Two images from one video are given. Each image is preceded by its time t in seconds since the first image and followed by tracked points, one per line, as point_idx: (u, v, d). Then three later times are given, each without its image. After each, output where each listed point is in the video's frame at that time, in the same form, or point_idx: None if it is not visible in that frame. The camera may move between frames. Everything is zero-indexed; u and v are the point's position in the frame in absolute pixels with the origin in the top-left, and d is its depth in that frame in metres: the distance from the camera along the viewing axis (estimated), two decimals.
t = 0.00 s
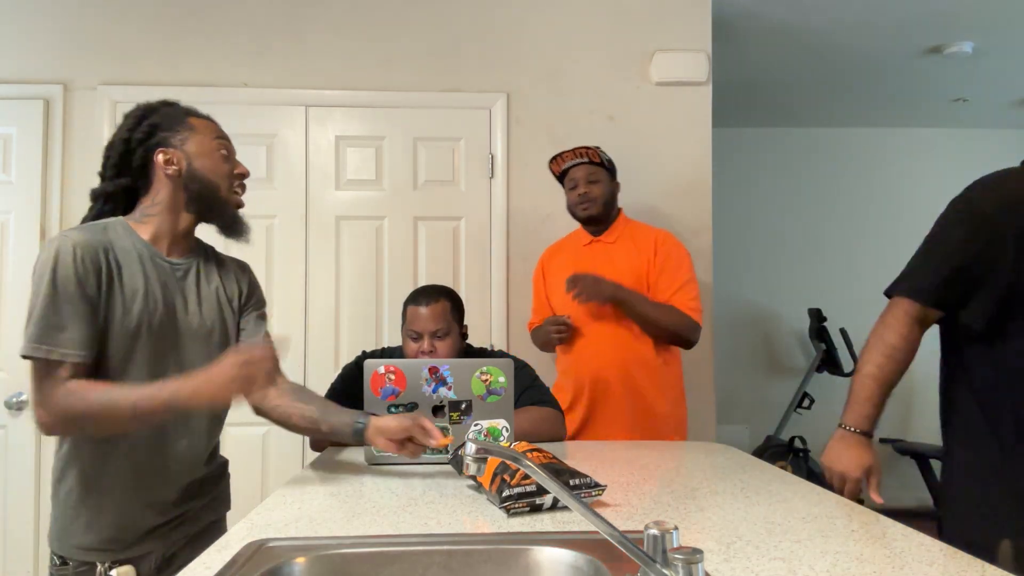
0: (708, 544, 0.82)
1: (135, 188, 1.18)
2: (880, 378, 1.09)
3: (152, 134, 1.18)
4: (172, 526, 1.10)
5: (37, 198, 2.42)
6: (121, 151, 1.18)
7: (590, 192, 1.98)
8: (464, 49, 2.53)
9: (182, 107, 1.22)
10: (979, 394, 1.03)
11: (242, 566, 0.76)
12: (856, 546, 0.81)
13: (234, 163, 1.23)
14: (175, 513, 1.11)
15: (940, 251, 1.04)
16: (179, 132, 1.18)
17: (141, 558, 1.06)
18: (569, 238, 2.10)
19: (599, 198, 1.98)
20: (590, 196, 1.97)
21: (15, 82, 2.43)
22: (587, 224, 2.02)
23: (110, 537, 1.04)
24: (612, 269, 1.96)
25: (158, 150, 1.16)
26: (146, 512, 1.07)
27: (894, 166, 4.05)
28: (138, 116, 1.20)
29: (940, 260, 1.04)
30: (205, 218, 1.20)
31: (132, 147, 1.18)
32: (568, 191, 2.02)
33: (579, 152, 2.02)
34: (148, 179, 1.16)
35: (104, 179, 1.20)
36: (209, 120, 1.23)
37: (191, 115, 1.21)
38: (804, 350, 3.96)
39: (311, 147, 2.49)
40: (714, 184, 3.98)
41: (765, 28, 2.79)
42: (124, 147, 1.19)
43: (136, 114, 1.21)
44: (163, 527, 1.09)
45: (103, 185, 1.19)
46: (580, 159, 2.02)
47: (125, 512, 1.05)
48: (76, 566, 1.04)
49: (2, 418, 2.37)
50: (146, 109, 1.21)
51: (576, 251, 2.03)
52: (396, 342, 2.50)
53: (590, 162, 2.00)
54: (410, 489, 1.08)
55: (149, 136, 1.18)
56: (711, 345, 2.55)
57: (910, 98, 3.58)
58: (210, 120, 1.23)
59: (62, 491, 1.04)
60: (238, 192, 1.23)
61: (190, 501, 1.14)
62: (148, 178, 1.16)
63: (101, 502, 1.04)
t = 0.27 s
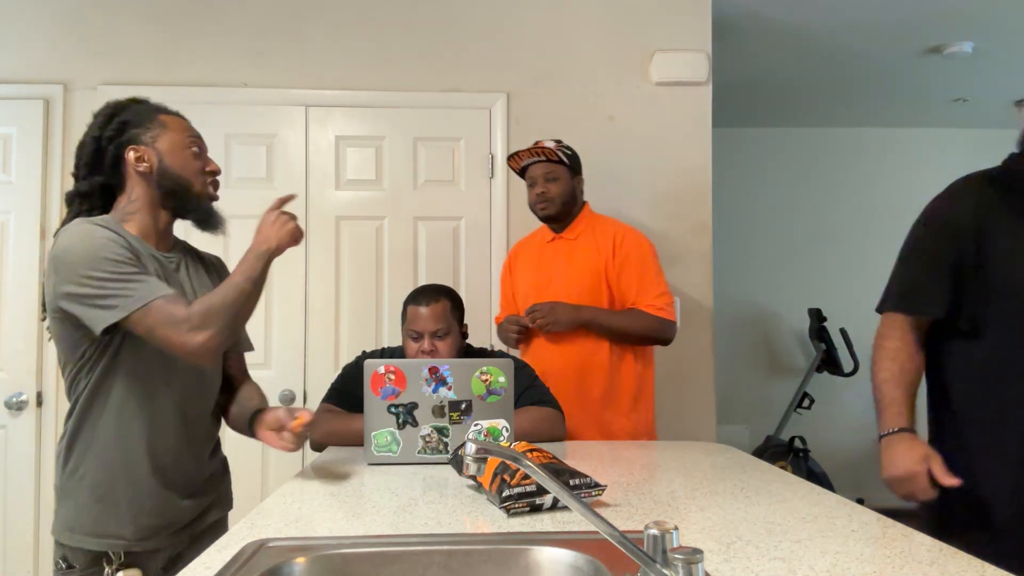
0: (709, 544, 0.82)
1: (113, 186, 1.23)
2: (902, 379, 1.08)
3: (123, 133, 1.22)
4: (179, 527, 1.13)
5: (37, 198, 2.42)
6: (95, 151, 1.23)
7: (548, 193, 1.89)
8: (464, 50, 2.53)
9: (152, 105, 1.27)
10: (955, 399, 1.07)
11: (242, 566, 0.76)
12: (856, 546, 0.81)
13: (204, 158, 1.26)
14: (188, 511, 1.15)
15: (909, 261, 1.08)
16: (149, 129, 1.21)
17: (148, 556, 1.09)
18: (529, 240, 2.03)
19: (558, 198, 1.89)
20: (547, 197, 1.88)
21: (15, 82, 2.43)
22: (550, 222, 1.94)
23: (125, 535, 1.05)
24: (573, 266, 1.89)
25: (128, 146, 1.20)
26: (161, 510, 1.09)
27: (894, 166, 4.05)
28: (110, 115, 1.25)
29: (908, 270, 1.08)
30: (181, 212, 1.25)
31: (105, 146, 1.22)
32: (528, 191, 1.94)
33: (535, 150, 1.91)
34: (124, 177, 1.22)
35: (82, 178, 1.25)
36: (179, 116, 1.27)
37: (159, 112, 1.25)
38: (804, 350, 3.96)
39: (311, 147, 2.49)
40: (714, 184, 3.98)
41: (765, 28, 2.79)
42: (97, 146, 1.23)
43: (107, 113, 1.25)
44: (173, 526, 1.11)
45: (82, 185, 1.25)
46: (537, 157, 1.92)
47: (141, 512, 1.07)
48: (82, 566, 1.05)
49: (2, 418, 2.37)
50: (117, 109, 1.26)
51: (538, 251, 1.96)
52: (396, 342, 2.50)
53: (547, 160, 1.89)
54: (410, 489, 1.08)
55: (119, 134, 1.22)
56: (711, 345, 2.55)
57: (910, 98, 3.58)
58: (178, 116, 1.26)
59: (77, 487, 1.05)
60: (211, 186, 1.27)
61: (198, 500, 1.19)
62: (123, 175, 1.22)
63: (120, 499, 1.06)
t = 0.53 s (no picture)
0: (709, 544, 0.82)
1: (108, 190, 1.25)
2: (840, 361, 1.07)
3: (120, 138, 1.24)
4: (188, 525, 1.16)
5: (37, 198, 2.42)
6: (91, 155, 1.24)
7: (523, 190, 1.87)
8: (464, 49, 2.53)
9: (149, 109, 1.28)
10: (901, 396, 1.06)
11: (241, 566, 0.76)
12: (856, 546, 0.81)
13: (201, 163, 1.28)
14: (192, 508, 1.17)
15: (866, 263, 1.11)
16: (146, 134, 1.23)
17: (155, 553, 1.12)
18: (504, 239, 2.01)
19: (532, 196, 1.88)
20: (522, 195, 1.87)
21: (15, 82, 2.43)
22: (523, 221, 1.93)
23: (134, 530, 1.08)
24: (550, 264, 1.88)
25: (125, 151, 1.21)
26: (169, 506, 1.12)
27: (894, 166, 4.05)
28: (107, 119, 1.26)
29: (850, 274, 1.10)
30: (177, 217, 1.27)
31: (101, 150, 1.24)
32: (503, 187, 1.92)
33: (510, 146, 1.89)
34: (120, 181, 1.23)
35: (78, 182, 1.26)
36: (176, 121, 1.28)
37: (156, 116, 1.26)
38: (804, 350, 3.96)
39: (311, 147, 2.49)
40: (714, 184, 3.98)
41: (764, 28, 2.79)
42: (93, 150, 1.24)
43: (104, 117, 1.27)
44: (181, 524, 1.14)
45: (77, 189, 1.26)
46: (512, 151, 1.91)
47: (148, 507, 1.10)
48: (90, 566, 1.08)
49: (2, 418, 2.37)
50: (114, 113, 1.27)
51: (515, 250, 1.95)
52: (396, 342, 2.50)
53: (522, 156, 1.88)
54: (410, 490, 1.08)
55: (116, 138, 1.24)
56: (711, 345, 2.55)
57: (910, 98, 3.58)
58: (176, 121, 1.28)
59: (85, 483, 1.08)
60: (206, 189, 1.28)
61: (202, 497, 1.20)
62: (119, 179, 1.23)
63: (128, 495, 1.09)
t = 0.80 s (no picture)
0: (709, 544, 0.82)
1: (121, 189, 1.26)
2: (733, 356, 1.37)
3: (136, 138, 1.25)
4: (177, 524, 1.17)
5: (37, 198, 2.42)
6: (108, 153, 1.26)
7: (520, 185, 1.87)
8: (464, 49, 2.53)
9: (166, 111, 1.29)
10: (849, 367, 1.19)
11: (242, 566, 0.76)
12: (856, 546, 0.81)
13: (214, 165, 1.28)
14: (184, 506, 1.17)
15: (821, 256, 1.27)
16: (160, 135, 1.24)
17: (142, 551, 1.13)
18: (504, 236, 2.01)
19: (529, 190, 1.87)
20: (518, 189, 1.86)
21: (15, 82, 2.43)
22: (520, 218, 1.92)
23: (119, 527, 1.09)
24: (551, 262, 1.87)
25: (139, 151, 1.23)
26: (156, 503, 1.13)
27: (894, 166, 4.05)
28: (126, 120, 1.28)
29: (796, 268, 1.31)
30: (185, 217, 1.26)
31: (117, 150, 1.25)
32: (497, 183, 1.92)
33: (505, 141, 1.90)
34: (132, 180, 1.24)
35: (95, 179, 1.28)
36: (192, 123, 1.29)
37: (173, 118, 1.27)
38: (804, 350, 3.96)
39: (311, 147, 2.49)
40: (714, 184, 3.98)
41: (764, 28, 2.79)
42: (110, 148, 1.26)
43: (124, 118, 1.29)
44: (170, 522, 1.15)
45: (93, 186, 1.28)
46: (508, 147, 1.91)
47: (134, 504, 1.10)
48: (78, 565, 1.09)
49: (3, 418, 2.38)
50: (133, 114, 1.29)
51: (516, 248, 1.94)
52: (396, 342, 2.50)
53: (518, 151, 1.89)
54: (411, 489, 1.08)
55: (132, 138, 1.25)
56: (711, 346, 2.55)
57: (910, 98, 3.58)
58: (191, 123, 1.28)
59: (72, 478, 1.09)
60: (218, 192, 1.27)
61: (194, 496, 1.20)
62: (131, 178, 1.24)
63: (113, 492, 1.10)
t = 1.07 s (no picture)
0: (708, 544, 0.82)
1: (137, 191, 1.27)
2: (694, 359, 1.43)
3: (155, 143, 1.26)
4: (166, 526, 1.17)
5: (37, 197, 2.42)
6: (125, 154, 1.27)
7: (541, 177, 1.80)
8: (464, 49, 2.53)
9: (188, 118, 1.31)
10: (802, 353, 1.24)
11: (242, 565, 0.76)
12: (855, 546, 0.81)
13: (232, 175, 1.30)
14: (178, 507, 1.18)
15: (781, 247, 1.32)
16: (182, 142, 1.26)
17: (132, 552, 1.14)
18: (523, 229, 1.95)
19: (550, 182, 1.80)
20: (539, 181, 1.79)
21: (15, 82, 2.43)
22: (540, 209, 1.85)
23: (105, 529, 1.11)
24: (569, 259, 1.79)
25: (160, 157, 1.24)
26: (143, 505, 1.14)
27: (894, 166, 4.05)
28: (146, 123, 1.29)
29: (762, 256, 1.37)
30: (200, 225, 1.28)
31: (136, 153, 1.26)
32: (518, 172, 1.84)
33: (528, 129, 1.80)
34: (149, 183, 1.26)
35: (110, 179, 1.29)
36: (214, 131, 1.31)
37: (195, 126, 1.29)
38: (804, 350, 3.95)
39: (311, 147, 2.49)
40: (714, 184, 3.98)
41: (765, 28, 2.79)
42: (128, 151, 1.27)
43: (144, 121, 1.30)
44: (158, 524, 1.16)
45: (107, 186, 1.29)
46: (531, 136, 1.81)
47: (121, 506, 1.12)
48: (69, 564, 1.12)
49: (2, 418, 2.38)
50: (153, 118, 1.30)
51: (533, 243, 1.88)
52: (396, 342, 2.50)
53: (542, 142, 1.80)
54: (411, 489, 1.08)
55: (151, 143, 1.26)
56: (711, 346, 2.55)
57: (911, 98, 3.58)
58: (213, 132, 1.30)
59: (62, 477, 1.12)
60: (233, 201, 1.31)
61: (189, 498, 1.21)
62: (149, 182, 1.25)
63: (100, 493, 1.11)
